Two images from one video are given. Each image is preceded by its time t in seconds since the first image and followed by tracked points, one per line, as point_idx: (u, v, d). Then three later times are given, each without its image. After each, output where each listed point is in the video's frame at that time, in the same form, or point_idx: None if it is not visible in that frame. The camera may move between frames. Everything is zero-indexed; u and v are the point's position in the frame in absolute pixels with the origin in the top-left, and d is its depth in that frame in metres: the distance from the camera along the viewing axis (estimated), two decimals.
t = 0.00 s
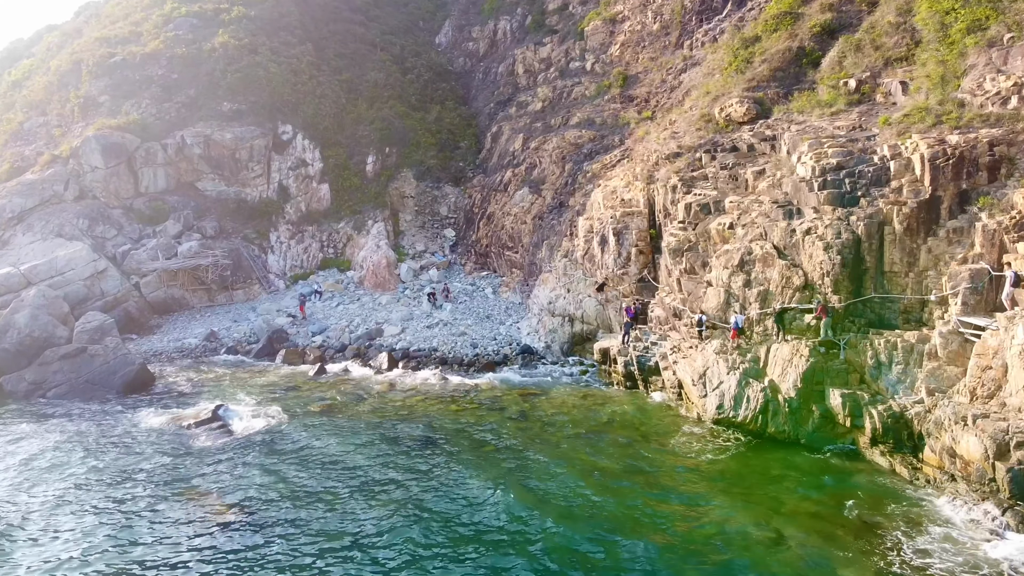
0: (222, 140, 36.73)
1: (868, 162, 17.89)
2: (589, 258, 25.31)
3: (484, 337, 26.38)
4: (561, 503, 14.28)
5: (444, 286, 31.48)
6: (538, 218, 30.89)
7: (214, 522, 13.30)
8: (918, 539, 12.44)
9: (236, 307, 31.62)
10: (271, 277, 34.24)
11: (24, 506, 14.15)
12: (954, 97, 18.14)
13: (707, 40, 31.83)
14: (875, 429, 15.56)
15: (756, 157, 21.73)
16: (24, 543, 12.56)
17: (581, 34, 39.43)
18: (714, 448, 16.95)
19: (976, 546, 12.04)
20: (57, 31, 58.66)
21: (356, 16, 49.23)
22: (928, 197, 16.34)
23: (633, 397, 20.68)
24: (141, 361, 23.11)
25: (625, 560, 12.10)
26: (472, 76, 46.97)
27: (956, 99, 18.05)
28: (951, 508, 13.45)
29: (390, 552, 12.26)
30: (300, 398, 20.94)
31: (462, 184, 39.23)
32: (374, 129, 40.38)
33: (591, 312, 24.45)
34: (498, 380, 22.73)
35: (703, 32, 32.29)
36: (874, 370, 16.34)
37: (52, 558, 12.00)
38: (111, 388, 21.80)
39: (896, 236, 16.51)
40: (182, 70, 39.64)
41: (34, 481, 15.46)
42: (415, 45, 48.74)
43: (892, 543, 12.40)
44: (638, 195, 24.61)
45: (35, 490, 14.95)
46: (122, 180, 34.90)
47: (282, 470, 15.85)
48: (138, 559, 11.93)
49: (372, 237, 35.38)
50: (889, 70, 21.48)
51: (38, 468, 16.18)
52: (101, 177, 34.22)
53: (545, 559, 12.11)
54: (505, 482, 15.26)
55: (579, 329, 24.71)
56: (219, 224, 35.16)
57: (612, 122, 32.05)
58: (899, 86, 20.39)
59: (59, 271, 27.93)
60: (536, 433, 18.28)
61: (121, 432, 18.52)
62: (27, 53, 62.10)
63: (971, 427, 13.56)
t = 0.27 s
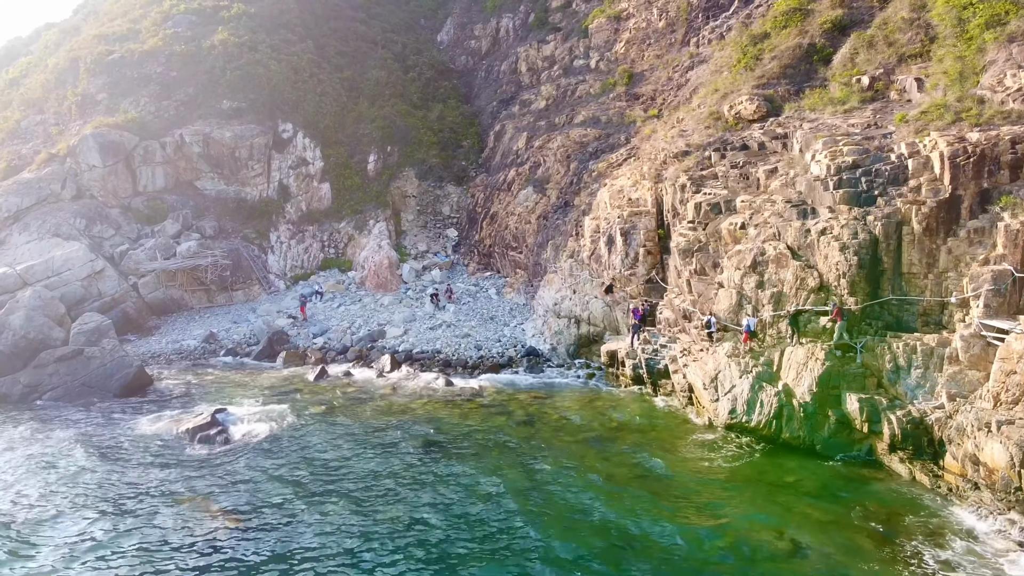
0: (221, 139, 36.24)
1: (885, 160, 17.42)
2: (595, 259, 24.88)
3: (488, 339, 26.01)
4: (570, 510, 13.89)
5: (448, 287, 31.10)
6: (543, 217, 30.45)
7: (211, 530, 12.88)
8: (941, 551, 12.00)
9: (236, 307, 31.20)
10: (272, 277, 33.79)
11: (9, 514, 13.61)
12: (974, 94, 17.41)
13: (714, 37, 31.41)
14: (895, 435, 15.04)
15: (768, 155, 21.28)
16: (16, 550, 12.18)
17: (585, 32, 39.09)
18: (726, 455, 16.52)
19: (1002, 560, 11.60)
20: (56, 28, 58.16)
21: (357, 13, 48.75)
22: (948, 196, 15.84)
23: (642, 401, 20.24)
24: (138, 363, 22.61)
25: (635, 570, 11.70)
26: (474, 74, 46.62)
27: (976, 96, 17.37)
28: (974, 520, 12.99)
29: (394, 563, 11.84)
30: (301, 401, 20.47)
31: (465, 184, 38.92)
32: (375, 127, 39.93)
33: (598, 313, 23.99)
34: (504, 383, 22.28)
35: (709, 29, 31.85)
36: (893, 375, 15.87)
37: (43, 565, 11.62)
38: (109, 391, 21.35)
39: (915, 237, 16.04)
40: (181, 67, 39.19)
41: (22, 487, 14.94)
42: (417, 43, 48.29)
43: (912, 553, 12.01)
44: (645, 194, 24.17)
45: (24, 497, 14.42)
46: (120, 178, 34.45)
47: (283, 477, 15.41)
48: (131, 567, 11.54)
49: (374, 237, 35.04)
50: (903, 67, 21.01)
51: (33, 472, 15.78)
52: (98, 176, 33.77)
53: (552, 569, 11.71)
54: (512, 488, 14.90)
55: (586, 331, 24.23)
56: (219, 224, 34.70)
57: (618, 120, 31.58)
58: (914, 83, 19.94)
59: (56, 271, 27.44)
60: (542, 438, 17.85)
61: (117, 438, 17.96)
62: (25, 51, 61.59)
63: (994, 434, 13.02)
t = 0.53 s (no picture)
0: (222, 137, 35.78)
1: (903, 158, 17.03)
2: (603, 259, 24.49)
3: (493, 340, 25.69)
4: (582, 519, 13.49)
5: (452, 287, 30.79)
6: (548, 217, 30.06)
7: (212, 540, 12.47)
8: (967, 562, 11.59)
9: (237, 308, 30.80)
10: (273, 277, 33.35)
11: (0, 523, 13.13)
12: (994, 91, 16.75)
13: (721, 34, 31.08)
14: (915, 441, 14.68)
15: (780, 154, 20.87)
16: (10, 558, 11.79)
17: (589, 29, 38.78)
18: (740, 461, 16.11)
19: None
20: (53, 26, 57.66)
21: (358, 10, 48.30)
22: (969, 195, 15.38)
23: (652, 404, 19.82)
24: (138, 365, 22.14)
25: None
26: (477, 72, 46.30)
27: (996, 92, 16.69)
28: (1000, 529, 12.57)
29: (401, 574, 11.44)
30: (305, 404, 20.07)
31: (468, 183, 38.61)
32: (377, 126, 39.54)
33: (606, 314, 23.55)
34: (511, 385, 21.87)
35: (716, 26, 31.45)
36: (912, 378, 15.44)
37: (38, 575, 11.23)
38: (107, 394, 20.90)
39: (935, 237, 15.60)
40: (180, 65, 38.75)
41: (14, 495, 14.45)
42: (419, 41, 47.89)
43: (936, 565, 11.60)
44: (654, 193, 23.78)
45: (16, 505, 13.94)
46: (119, 177, 34.00)
47: (286, 484, 15.01)
48: None
49: (377, 237, 34.77)
50: (918, 63, 20.59)
51: (30, 478, 15.36)
52: (97, 175, 33.33)
53: None
54: (522, 495, 14.52)
55: (593, 332, 23.84)
56: (219, 223, 34.24)
57: (624, 118, 31.18)
58: (930, 79, 19.55)
59: (54, 271, 26.95)
60: (550, 443, 17.44)
61: (114, 444, 17.47)
62: (23, 49, 61.04)
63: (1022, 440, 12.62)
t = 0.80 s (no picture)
0: (223, 135, 35.34)
1: (923, 156, 16.66)
2: (611, 259, 24.14)
3: (500, 342, 25.37)
4: (597, 530, 13.07)
5: (457, 287, 30.47)
6: (555, 216, 29.73)
7: (215, 553, 12.06)
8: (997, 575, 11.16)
9: (239, 309, 30.42)
10: (275, 278, 33.01)
11: None
12: (1018, 86, 16.34)
13: (729, 31, 30.82)
14: (938, 446, 14.26)
15: (794, 152, 20.49)
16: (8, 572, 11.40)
17: (595, 27, 38.53)
18: (756, 467, 15.73)
19: None
20: (53, 24, 57.22)
21: (360, 8, 47.89)
22: (994, 193, 14.93)
23: (663, 407, 19.43)
24: (139, 367, 21.72)
25: None
26: (480, 71, 46.00)
27: (1019, 88, 16.32)
28: None
29: None
30: (310, 407, 19.69)
31: (472, 182, 38.33)
32: (380, 124, 39.19)
33: (615, 315, 23.19)
34: (519, 387, 21.49)
35: (725, 24, 31.17)
36: (935, 382, 15.02)
37: None
38: (108, 397, 20.46)
39: (958, 237, 15.17)
40: (181, 62, 38.37)
41: (12, 503, 14.03)
42: (421, 39, 47.54)
43: None
44: (664, 192, 23.43)
45: (13, 514, 13.52)
46: (120, 176, 33.61)
47: (292, 491, 14.64)
48: None
49: (381, 236, 34.47)
50: (935, 60, 20.21)
51: (29, 484, 14.94)
52: (97, 174, 32.94)
53: None
54: (534, 503, 14.15)
55: (602, 333, 23.48)
56: (221, 222, 33.83)
57: (632, 117, 30.85)
58: (948, 75, 19.19)
59: (53, 271, 26.56)
60: (560, 448, 17.06)
61: (113, 449, 17.01)
62: (21, 48, 60.61)
63: None
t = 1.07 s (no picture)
0: (226, 134, 35.00)
1: (945, 154, 16.32)
2: (622, 259, 23.83)
3: (508, 343, 25.08)
4: (614, 537, 12.74)
5: (463, 288, 30.21)
6: (562, 216, 29.49)
7: (224, 562, 11.71)
8: None
9: (243, 309, 30.08)
10: (279, 278, 32.70)
11: None
12: None
13: (738, 29, 30.64)
14: (963, 450, 13.80)
15: (809, 150, 20.19)
16: None
17: (601, 24, 38.36)
18: (774, 472, 15.38)
19: None
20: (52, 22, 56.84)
21: (364, 5, 47.58)
22: (1019, 192, 14.37)
23: (677, 410, 19.11)
24: (142, 368, 21.31)
25: None
26: (485, 69, 45.75)
27: None
28: None
29: None
30: (318, 409, 19.33)
31: (478, 181, 38.11)
32: (384, 123, 38.91)
33: (626, 316, 22.88)
34: (529, 390, 21.14)
35: (734, 21, 31.08)
36: (959, 385, 14.62)
37: None
38: (111, 398, 20.12)
39: (982, 236, 14.75)
40: (183, 60, 38.09)
41: (13, 510, 13.64)
42: (426, 37, 47.26)
43: None
44: (675, 191, 23.13)
45: (14, 522, 13.13)
46: (122, 175, 33.28)
47: (301, 496, 14.30)
48: None
49: (385, 236, 34.19)
50: (952, 56, 19.89)
51: (32, 489, 14.60)
52: (99, 172, 32.61)
53: None
54: (549, 509, 13.82)
55: (613, 334, 23.18)
56: (224, 221, 33.51)
57: (640, 115, 30.60)
58: (966, 72, 18.93)
59: (55, 271, 26.23)
60: (573, 452, 16.72)
61: (116, 453, 16.62)
62: (21, 46, 60.25)
63: None
